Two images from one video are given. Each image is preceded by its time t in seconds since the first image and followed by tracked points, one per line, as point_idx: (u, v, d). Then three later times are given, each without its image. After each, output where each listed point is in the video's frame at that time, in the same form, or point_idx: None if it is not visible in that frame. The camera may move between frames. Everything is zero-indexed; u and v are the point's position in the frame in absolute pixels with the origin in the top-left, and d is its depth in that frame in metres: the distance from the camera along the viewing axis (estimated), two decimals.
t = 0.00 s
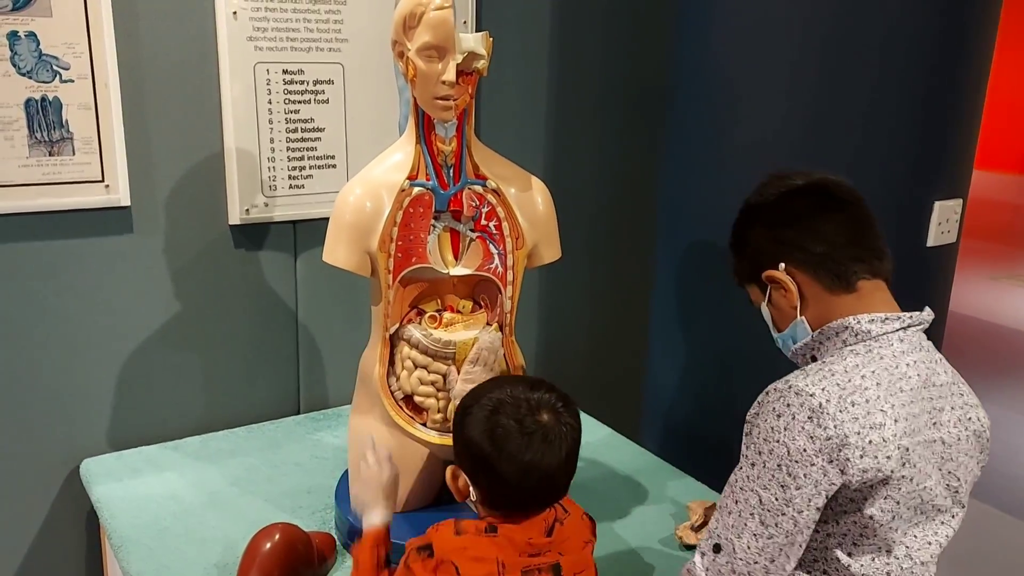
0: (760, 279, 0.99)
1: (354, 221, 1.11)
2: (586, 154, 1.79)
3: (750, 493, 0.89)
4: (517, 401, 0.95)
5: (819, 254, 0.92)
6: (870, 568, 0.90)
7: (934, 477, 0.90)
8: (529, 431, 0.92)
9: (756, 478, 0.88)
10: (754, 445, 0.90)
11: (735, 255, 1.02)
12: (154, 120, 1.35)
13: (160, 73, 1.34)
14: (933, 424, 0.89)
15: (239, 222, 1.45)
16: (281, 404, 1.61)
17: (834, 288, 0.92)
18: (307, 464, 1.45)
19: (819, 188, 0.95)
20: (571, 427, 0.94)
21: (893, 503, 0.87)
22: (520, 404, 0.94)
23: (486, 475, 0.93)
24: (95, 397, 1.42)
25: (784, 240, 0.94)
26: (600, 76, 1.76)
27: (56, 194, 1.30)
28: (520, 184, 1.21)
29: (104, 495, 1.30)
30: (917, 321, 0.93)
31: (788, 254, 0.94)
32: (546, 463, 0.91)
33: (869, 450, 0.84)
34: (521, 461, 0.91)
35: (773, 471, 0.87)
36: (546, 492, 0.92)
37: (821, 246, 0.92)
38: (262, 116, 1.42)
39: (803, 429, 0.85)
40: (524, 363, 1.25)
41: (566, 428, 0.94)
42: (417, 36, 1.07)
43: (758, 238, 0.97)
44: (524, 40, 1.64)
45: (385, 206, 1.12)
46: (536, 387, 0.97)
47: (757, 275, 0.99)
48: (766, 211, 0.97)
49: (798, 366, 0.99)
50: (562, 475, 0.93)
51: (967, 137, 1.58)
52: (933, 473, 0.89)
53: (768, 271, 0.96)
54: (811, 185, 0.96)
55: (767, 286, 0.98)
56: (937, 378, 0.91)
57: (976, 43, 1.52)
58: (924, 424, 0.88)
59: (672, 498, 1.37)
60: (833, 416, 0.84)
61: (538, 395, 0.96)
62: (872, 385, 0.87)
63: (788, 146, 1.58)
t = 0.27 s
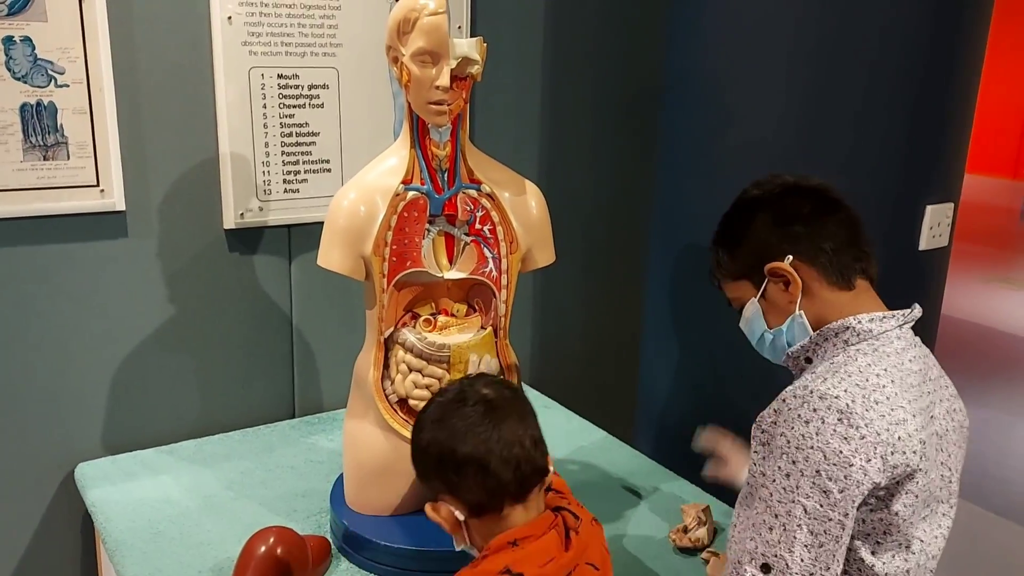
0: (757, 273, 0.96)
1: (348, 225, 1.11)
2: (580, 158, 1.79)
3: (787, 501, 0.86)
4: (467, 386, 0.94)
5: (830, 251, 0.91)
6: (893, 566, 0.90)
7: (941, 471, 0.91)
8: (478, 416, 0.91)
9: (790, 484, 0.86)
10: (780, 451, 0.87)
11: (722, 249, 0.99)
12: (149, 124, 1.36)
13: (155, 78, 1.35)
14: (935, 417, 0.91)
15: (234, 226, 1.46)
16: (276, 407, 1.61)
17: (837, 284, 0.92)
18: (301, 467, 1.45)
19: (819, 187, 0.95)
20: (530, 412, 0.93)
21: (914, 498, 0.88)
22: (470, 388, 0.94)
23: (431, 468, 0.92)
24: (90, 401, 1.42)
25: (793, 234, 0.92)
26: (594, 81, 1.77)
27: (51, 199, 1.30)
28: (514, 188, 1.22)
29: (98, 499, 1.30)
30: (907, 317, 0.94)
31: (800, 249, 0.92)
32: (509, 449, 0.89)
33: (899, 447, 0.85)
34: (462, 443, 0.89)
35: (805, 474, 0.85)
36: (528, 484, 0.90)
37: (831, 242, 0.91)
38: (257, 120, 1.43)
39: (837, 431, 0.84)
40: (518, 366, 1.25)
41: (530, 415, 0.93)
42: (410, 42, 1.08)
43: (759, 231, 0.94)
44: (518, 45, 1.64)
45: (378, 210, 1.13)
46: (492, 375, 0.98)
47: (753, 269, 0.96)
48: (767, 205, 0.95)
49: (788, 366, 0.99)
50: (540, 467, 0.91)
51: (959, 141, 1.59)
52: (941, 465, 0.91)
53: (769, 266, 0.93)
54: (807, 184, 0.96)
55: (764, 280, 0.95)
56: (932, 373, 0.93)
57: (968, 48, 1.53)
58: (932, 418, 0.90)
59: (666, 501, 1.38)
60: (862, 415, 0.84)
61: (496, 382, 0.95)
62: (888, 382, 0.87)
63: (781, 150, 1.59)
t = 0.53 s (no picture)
0: (727, 287, 1.00)
1: (344, 227, 1.12)
2: (577, 161, 1.80)
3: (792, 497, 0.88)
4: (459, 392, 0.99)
5: (790, 262, 0.94)
6: (884, 553, 0.89)
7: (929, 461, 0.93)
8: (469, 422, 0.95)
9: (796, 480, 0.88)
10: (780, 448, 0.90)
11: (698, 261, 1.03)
12: (146, 126, 1.36)
13: (152, 81, 1.35)
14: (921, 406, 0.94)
15: (231, 228, 1.46)
16: (273, 409, 1.61)
17: (803, 292, 0.95)
18: (299, 469, 1.45)
19: (784, 192, 0.97)
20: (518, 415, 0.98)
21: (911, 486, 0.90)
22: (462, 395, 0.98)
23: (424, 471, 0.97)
24: (87, 403, 1.42)
25: (756, 247, 0.95)
26: (590, 83, 1.77)
27: (48, 201, 1.30)
28: (510, 190, 1.22)
29: (95, 501, 1.30)
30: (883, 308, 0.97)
31: (759, 265, 0.95)
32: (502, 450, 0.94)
33: (893, 437, 0.87)
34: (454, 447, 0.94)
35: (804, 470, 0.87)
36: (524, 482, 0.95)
37: (790, 253, 0.94)
38: (254, 123, 1.43)
39: (837, 426, 0.86)
40: (514, 367, 1.26)
41: (520, 419, 0.98)
42: (407, 44, 1.08)
43: (725, 246, 0.98)
44: (514, 48, 1.65)
45: (375, 212, 1.13)
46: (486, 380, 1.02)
47: (723, 283, 1.00)
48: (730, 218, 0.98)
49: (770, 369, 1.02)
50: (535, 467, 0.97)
51: (954, 144, 1.60)
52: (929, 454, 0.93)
53: (737, 280, 0.97)
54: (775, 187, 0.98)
55: (736, 294, 1.00)
56: (911, 367, 0.96)
57: (962, 50, 1.54)
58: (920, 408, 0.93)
59: (662, 502, 1.38)
60: (857, 408, 0.87)
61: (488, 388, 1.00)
62: (877, 376, 0.90)
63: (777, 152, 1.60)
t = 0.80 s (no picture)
0: (717, 274, 0.99)
1: (339, 228, 1.12)
2: (572, 163, 1.80)
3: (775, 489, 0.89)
4: (452, 404, 0.92)
5: (789, 251, 0.96)
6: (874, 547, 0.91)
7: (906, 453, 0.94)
8: (452, 436, 0.89)
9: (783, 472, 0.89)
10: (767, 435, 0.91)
11: (681, 253, 1.02)
12: (140, 128, 1.36)
13: (146, 83, 1.35)
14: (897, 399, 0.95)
15: (226, 230, 1.46)
16: (268, 411, 1.61)
17: (797, 281, 0.97)
18: (293, 471, 1.45)
19: (768, 193, 1.01)
20: (518, 433, 0.90)
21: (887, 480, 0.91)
22: (455, 407, 0.91)
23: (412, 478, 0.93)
24: (81, 405, 1.42)
25: (753, 236, 0.97)
26: (586, 85, 1.77)
27: (42, 203, 1.30)
28: (505, 192, 1.22)
29: (89, 503, 1.30)
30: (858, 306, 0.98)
31: (762, 249, 0.96)
32: (482, 469, 0.87)
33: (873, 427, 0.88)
34: (432, 459, 0.89)
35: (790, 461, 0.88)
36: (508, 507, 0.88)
37: (788, 242, 0.97)
38: (249, 125, 1.43)
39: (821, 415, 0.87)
40: (509, 369, 1.26)
41: (517, 437, 0.90)
42: (401, 46, 1.08)
43: (720, 233, 0.98)
44: (510, 50, 1.65)
45: (369, 214, 1.13)
46: (493, 391, 0.94)
47: (713, 270, 0.99)
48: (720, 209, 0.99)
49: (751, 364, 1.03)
50: (525, 493, 0.89)
51: (948, 146, 1.61)
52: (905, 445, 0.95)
53: (736, 264, 0.97)
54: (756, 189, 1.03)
55: (727, 281, 0.99)
56: (888, 360, 0.98)
57: (955, 53, 1.54)
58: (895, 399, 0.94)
59: (656, 504, 1.38)
60: (841, 398, 0.88)
61: (492, 402, 0.92)
62: (855, 368, 0.91)
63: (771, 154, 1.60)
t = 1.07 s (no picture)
0: (706, 265, 1.04)
1: (334, 225, 1.12)
2: (568, 162, 1.81)
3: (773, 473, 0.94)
4: (449, 399, 0.91)
5: (774, 242, 1.04)
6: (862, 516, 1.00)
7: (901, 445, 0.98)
8: (442, 430, 0.89)
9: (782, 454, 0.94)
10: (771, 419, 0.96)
11: (666, 242, 1.06)
12: (137, 126, 1.36)
13: (143, 82, 1.35)
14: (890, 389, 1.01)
15: (223, 229, 1.46)
16: (265, 410, 1.61)
17: (781, 271, 1.05)
18: (290, 469, 1.45)
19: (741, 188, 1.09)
20: (512, 430, 0.90)
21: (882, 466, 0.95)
22: (451, 401, 0.91)
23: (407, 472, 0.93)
24: (78, 404, 1.42)
25: (743, 229, 1.03)
26: (582, 85, 1.78)
27: (38, 201, 1.30)
28: (500, 189, 1.23)
29: (85, 501, 1.30)
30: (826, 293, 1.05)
31: (751, 240, 1.03)
32: (471, 464, 0.87)
33: (870, 413, 0.93)
34: (423, 453, 0.89)
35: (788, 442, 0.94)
36: (501, 504, 0.87)
37: (773, 234, 1.05)
38: (245, 123, 1.43)
39: (822, 399, 0.94)
40: (505, 367, 1.25)
41: (508, 436, 0.89)
42: (397, 43, 1.08)
43: (709, 224, 1.04)
44: (506, 51, 1.66)
45: (365, 212, 1.13)
46: (494, 387, 0.94)
47: (702, 261, 1.04)
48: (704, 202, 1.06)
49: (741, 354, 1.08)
50: (517, 491, 0.88)
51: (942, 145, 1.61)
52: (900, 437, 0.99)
53: (730, 253, 1.03)
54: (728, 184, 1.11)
55: (716, 273, 1.04)
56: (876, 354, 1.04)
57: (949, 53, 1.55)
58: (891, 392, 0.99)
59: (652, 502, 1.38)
60: (835, 388, 0.94)
61: (488, 398, 0.91)
62: (846, 356, 0.98)
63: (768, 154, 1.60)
